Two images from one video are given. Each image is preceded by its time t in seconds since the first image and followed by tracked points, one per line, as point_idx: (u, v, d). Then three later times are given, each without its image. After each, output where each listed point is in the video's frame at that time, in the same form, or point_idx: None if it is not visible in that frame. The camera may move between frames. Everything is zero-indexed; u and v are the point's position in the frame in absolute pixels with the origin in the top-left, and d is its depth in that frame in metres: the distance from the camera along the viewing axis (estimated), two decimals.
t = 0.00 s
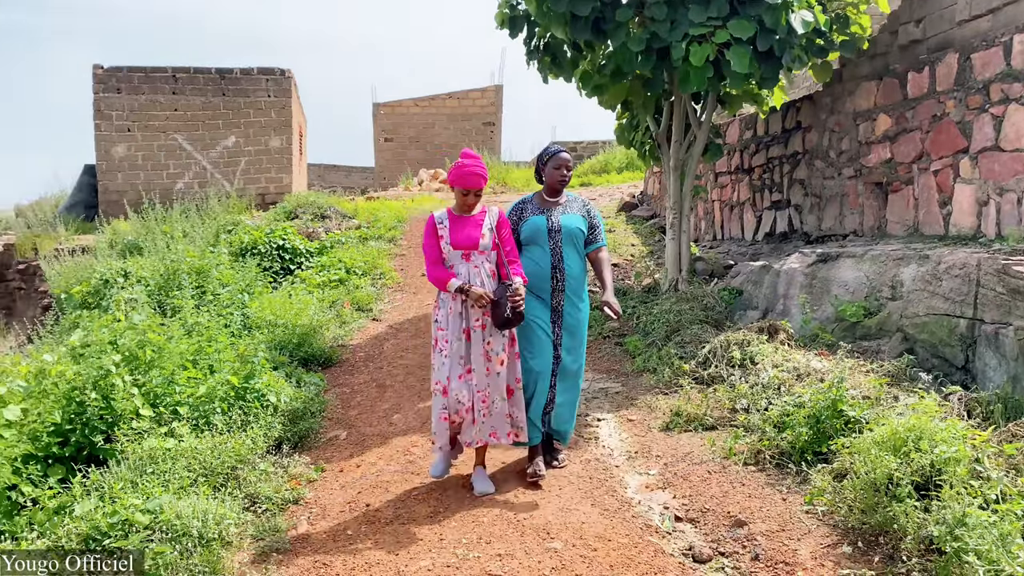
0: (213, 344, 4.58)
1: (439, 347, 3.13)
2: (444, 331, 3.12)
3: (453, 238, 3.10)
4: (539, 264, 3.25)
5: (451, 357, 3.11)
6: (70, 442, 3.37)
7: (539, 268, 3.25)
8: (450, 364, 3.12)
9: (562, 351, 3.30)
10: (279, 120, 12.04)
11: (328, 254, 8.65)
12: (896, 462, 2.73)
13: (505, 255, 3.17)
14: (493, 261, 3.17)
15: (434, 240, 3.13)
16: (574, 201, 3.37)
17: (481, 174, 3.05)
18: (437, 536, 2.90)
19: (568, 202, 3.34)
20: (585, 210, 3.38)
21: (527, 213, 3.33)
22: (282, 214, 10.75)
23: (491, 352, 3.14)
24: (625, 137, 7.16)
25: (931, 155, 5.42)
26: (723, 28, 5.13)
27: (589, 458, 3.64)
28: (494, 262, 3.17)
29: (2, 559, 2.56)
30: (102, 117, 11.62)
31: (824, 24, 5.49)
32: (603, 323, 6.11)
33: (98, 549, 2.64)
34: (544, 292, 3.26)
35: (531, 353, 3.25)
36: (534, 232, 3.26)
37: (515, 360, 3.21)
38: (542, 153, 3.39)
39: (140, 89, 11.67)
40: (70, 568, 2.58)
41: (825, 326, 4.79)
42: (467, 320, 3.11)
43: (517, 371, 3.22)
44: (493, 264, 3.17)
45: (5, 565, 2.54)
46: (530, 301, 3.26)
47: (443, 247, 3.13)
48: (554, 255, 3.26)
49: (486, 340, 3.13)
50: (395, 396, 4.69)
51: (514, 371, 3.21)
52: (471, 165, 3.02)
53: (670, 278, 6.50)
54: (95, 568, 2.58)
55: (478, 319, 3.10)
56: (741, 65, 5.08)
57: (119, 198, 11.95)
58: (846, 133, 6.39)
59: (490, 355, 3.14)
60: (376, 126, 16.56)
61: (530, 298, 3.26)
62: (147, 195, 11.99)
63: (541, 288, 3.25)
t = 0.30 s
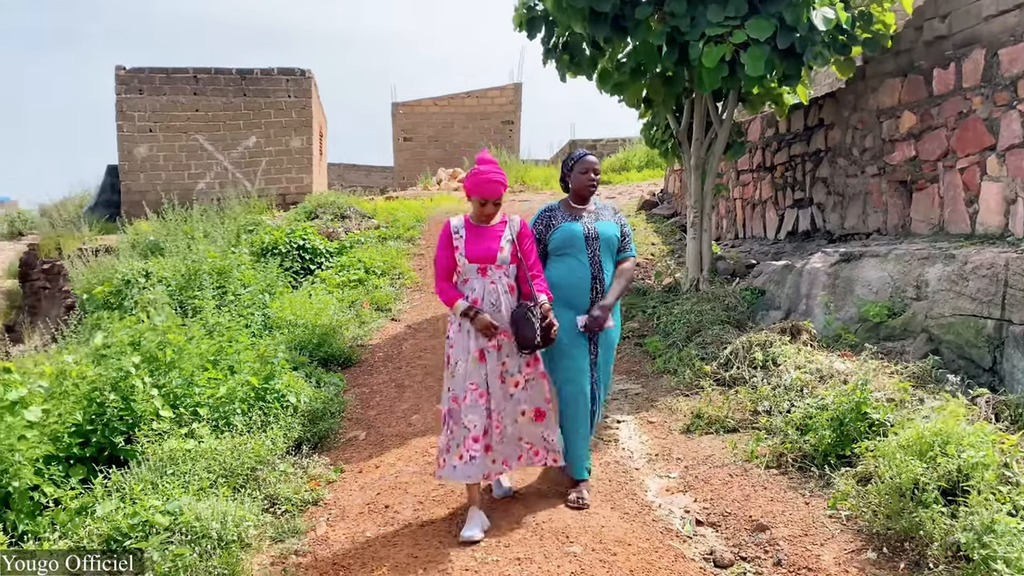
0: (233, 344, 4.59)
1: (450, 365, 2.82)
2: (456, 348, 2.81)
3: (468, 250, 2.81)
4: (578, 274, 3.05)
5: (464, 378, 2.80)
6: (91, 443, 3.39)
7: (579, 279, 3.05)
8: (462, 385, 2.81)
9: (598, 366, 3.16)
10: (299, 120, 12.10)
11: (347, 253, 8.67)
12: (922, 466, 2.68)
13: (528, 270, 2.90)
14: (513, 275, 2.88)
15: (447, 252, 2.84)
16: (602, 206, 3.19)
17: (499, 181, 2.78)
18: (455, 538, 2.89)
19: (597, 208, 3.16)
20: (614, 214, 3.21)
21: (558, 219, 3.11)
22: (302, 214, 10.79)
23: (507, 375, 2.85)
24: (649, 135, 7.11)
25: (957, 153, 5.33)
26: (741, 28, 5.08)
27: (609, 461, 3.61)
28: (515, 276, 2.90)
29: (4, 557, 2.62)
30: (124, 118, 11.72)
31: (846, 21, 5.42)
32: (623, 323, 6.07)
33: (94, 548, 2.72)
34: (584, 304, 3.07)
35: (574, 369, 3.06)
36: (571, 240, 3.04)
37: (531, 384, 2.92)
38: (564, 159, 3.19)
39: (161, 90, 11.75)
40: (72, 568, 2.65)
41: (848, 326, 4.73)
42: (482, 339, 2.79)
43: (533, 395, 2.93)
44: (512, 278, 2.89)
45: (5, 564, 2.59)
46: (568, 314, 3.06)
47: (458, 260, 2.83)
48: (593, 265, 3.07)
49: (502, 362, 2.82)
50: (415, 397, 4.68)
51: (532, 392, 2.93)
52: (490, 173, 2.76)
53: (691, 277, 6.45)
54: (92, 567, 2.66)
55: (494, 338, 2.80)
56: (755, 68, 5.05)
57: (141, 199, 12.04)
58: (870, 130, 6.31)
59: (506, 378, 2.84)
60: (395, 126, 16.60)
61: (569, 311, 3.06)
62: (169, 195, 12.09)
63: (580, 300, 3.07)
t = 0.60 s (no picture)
0: (238, 343, 4.59)
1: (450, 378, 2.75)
2: (455, 359, 2.74)
3: (468, 250, 2.75)
4: (587, 274, 2.93)
5: (463, 388, 2.74)
6: (93, 442, 3.38)
7: (588, 278, 2.93)
8: (463, 396, 2.75)
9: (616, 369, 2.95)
10: (312, 119, 12.13)
11: (357, 253, 8.66)
12: (929, 474, 2.63)
13: (527, 270, 2.86)
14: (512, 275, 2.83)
15: (440, 252, 2.77)
16: (615, 206, 3.09)
17: (500, 174, 2.73)
18: (454, 542, 2.86)
19: (611, 207, 3.07)
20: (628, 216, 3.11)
21: (571, 216, 2.97)
22: (313, 213, 10.80)
23: (513, 376, 2.78)
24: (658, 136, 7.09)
25: (970, 154, 5.26)
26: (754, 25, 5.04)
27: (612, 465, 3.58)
28: (514, 275, 2.85)
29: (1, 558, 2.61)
30: (138, 116, 11.76)
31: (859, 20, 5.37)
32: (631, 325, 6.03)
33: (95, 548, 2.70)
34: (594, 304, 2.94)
35: (583, 372, 2.93)
36: (584, 237, 2.93)
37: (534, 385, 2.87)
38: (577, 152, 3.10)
39: (175, 89, 11.79)
40: (71, 567, 2.64)
41: (859, 330, 4.67)
42: (484, 345, 2.74)
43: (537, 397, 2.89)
44: (512, 279, 2.83)
45: (5, 564, 2.59)
46: (576, 315, 2.95)
47: (456, 261, 2.77)
48: (604, 264, 2.94)
49: (506, 364, 2.77)
50: (420, 397, 4.67)
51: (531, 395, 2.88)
52: (490, 165, 2.71)
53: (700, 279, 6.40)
54: (93, 567, 2.63)
55: (497, 342, 2.75)
56: (769, 64, 4.99)
57: (154, 197, 12.08)
58: (883, 131, 6.24)
59: (512, 379, 2.78)
60: (408, 126, 16.61)
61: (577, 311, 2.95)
62: (182, 193, 12.13)
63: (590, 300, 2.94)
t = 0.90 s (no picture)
0: (235, 341, 4.55)
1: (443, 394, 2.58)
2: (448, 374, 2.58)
3: (461, 256, 2.54)
4: (595, 287, 2.69)
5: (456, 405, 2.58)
6: (85, 439, 3.35)
7: (594, 292, 2.69)
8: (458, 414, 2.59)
9: (626, 394, 2.67)
10: (318, 118, 12.11)
11: (360, 252, 8.63)
12: (931, 481, 2.57)
13: (528, 276, 2.65)
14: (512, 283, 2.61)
15: (433, 258, 2.57)
16: (640, 213, 2.79)
17: (498, 169, 2.52)
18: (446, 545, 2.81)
19: (634, 214, 2.77)
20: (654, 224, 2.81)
21: (584, 221, 2.73)
22: (317, 212, 10.78)
23: (511, 395, 2.53)
24: (663, 136, 7.01)
25: (979, 157, 5.19)
26: (760, 23, 4.98)
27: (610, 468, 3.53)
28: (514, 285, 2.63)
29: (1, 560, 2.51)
30: (145, 114, 11.76)
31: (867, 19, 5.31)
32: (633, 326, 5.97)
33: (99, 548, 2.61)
34: (601, 319, 2.69)
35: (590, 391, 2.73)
36: (593, 246, 2.68)
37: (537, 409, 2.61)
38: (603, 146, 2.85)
39: (182, 87, 11.78)
40: (70, 566, 2.53)
41: (864, 334, 4.62)
42: (479, 359, 2.56)
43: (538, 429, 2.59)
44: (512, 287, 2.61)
45: (5, 565, 2.50)
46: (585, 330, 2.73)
47: (447, 266, 2.56)
48: (614, 276, 2.67)
49: (503, 381, 2.53)
50: (418, 397, 4.62)
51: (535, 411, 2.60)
52: (485, 157, 2.51)
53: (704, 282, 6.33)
54: (94, 568, 2.53)
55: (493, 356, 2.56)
56: (777, 60, 4.93)
57: (160, 195, 12.08)
58: (890, 134, 6.17)
59: (509, 398, 2.53)
60: (414, 126, 16.59)
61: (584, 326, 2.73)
62: (188, 191, 12.13)
63: (597, 315, 2.70)
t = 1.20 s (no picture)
0: (230, 343, 4.49)
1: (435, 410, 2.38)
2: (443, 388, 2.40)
3: (458, 253, 2.39)
4: (615, 294, 2.48)
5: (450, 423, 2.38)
6: (73, 443, 3.30)
7: (614, 299, 2.47)
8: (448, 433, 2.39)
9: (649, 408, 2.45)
10: (323, 121, 12.08)
11: (362, 255, 8.57)
12: (936, 495, 2.49)
13: (535, 283, 2.48)
14: (517, 290, 2.46)
15: (433, 257, 2.41)
16: (664, 210, 2.60)
17: (498, 154, 2.41)
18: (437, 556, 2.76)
19: (657, 211, 2.59)
20: (679, 221, 2.61)
21: (601, 220, 2.56)
22: (321, 214, 10.74)
23: (512, 422, 2.41)
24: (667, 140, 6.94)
25: (987, 164, 5.11)
26: (761, 29, 4.93)
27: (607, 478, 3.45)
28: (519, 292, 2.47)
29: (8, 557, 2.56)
30: (150, 115, 11.74)
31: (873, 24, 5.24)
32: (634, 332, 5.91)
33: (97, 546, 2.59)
34: (623, 330, 2.47)
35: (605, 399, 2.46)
36: (609, 249, 2.50)
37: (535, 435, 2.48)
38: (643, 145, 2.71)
39: (188, 89, 11.75)
40: (72, 567, 2.55)
41: (869, 342, 4.54)
42: (479, 372, 2.38)
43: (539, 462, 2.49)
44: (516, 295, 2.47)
45: (5, 565, 2.53)
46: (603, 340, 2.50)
47: (444, 264, 2.41)
48: (636, 282, 2.47)
49: (505, 406, 2.40)
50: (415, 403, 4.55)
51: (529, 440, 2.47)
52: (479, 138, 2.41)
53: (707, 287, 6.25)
54: (93, 568, 2.54)
55: (494, 370, 2.39)
56: (775, 69, 4.88)
57: (164, 196, 12.06)
58: (897, 139, 6.09)
59: (511, 425, 2.41)
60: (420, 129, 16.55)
61: (603, 336, 2.50)
62: (192, 193, 12.11)
63: (619, 325, 2.47)
